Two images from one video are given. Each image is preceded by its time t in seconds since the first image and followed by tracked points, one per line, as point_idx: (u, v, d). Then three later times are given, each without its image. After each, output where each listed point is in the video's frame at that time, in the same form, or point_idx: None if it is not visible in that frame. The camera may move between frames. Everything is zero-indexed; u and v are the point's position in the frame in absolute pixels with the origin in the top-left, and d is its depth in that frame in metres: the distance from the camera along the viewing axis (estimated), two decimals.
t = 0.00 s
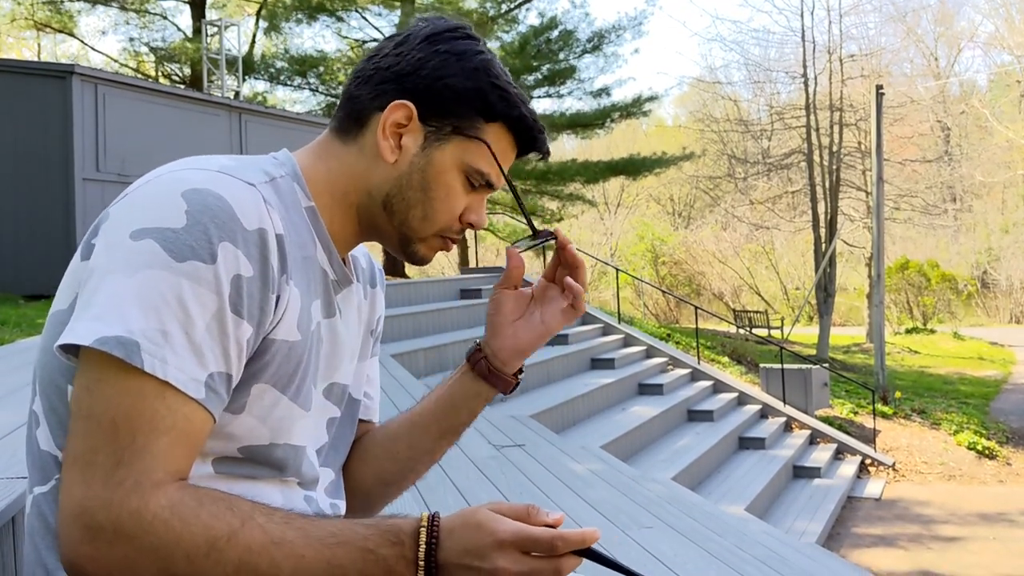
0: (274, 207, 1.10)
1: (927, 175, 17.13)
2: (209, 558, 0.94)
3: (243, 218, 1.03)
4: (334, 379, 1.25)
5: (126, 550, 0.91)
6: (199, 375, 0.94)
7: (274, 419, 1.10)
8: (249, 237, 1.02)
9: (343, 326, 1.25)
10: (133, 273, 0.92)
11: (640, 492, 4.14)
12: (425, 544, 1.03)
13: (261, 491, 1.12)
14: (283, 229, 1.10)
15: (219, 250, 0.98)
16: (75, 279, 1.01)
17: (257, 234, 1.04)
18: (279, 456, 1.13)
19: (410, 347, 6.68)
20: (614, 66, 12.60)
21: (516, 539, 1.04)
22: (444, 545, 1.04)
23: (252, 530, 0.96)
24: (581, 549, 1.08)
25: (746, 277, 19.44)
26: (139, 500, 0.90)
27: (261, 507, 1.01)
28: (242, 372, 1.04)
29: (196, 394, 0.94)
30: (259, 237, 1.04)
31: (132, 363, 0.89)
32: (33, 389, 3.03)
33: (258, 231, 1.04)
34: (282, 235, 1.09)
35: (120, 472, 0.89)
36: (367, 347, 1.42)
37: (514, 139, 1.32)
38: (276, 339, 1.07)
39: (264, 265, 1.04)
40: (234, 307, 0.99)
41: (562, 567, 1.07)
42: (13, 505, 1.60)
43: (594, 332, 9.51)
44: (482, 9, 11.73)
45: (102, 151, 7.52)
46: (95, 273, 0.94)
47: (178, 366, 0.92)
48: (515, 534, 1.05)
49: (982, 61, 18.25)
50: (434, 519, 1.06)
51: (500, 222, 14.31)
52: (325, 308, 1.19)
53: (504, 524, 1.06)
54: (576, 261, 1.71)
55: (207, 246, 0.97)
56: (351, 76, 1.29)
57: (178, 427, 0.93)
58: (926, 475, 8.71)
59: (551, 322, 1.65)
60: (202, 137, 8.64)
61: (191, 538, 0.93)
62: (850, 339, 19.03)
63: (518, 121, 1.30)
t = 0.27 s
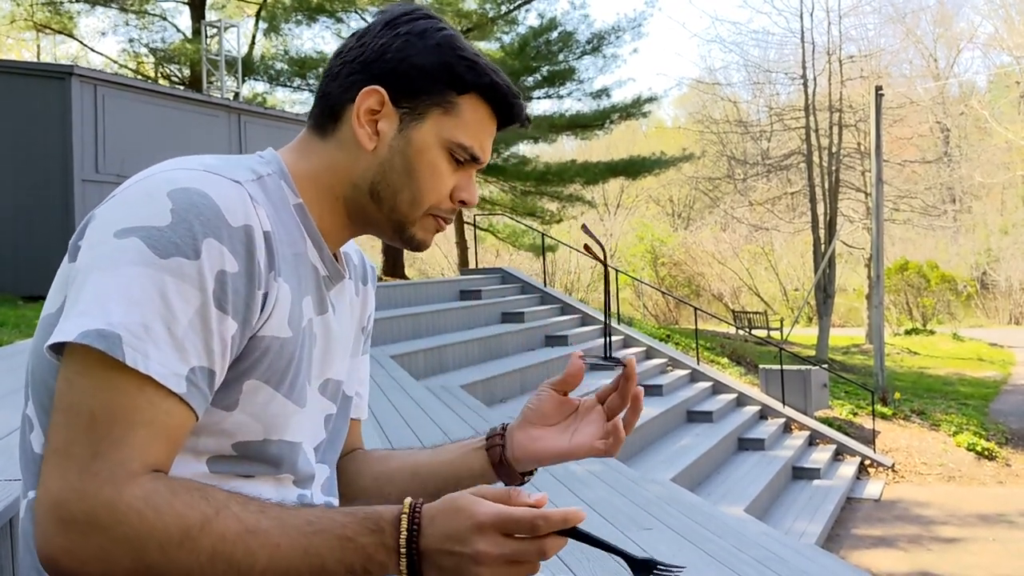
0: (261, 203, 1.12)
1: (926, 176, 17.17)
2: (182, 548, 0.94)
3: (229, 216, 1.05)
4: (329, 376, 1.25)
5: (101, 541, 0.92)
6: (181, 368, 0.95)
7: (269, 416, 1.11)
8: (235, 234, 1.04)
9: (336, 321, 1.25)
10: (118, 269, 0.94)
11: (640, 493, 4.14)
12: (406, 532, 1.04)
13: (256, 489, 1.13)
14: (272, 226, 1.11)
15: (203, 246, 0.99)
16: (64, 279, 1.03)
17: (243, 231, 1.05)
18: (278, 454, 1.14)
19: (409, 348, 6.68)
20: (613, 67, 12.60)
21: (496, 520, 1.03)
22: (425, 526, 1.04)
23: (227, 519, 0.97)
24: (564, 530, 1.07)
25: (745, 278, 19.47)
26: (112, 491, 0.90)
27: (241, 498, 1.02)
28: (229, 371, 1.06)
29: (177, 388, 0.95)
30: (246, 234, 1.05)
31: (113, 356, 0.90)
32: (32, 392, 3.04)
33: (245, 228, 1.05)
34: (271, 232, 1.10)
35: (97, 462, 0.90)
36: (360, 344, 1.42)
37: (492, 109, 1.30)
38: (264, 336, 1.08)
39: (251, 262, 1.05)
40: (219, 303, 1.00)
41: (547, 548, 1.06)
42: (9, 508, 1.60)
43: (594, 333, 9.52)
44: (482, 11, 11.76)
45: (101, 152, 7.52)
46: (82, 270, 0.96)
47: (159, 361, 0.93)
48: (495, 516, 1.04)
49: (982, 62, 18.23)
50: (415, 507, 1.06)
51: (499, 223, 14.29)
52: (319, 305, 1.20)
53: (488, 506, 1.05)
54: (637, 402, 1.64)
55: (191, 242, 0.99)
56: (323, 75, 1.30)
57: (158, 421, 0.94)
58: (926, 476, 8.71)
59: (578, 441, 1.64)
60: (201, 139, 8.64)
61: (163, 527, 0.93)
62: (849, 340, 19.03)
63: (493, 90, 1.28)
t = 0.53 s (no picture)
0: (243, 203, 1.15)
1: (922, 180, 17.25)
2: (158, 546, 0.97)
3: (210, 216, 1.08)
4: (321, 378, 1.27)
5: (78, 541, 0.94)
6: (161, 371, 0.98)
7: (259, 417, 1.13)
8: (216, 236, 1.07)
9: (327, 322, 1.29)
10: (99, 271, 0.96)
11: (636, 496, 4.14)
12: (389, 524, 1.06)
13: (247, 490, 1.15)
14: (254, 226, 1.15)
15: (183, 246, 1.02)
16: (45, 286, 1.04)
17: (225, 231, 1.09)
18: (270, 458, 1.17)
19: (406, 352, 6.68)
20: (610, 70, 12.62)
21: (474, 511, 1.04)
22: (407, 516, 1.06)
23: (203, 516, 1.00)
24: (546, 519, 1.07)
25: (743, 282, 19.50)
26: (85, 490, 0.91)
27: (218, 494, 1.05)
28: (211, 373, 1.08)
29: (156, 390, 0.97)
30: (227, 235, 1.09)
31: (93, 358, 0.92)
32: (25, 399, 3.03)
33: (226, 228, 1.09)
34: (253, 232, 1.14)
35: (73, 461, 0.92)
36: (356, 347, 1.44)
37: (473, 99, 1.31)
38: (247, 336, 1.10)
39: (233, 264, 1.08)
40: (199, 304, 1.03)
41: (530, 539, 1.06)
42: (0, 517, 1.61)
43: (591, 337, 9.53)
44: (479, 15, 11.81)
45: (97, 157, 7.51)
46: (63, 275, 0.98)
47: (138, 363, 0.95)
48: (472, 509, 1.04)
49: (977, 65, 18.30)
50: (400, 497, 1.08)
51: (497, 227, 14.26)
52: (309, 306, 1.24)
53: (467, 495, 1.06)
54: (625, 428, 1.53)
55: (171, 244, 1.01)
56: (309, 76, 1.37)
57: (136, 421, 0.96)
58: (923, 480, 8.72)
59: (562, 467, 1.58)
60: (197, 142, 8.63)
61: (137, 527, 0.95)
62: (847, 344, 19.03)
63: (468, 77, 1.29)
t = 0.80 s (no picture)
0: (247, 203, 1.13)
1: (922, 183, 17.17)
2: (135, 543, 0.88)
3: (211, 214, 1.05)
4: (330, 379, 1.25)
5: (59, 536, 0.87)
6: (157, 366, 0.93)
7: (263, 417, 1.10)
8: (217, 233, 1.04)
9: (336, 323, 1.26)
10: (99, 266, 0.93)
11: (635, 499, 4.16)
12: (368, 534, 0.94)
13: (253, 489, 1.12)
14: (258, 226, 1.12)
15: (181, 243, 0.99)
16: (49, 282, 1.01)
17: (226, 229, 1.06)
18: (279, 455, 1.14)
19: (406, 355, 6.68)
20: (609, 74, 12.62)
21: (450, 543, 0.91)
22: (385, 531, 0.94)
23: (182, 511, 0.90)
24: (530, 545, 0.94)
25: (741, 285, 19.54)
26: (69, 482, 0.86)
27: (200, 490, 0.95)
28: (210, 375, 1.05)
29: (150, 386, 0.92)
30: (228, 232, 1.06)
31: (89, 351, 0.88)
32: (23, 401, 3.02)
33: (227, 226, 1.06)
34: (257, 231, 1.12)
35: (59, 453, 0.86)
36: (372, 351, 1.41)
37: (453, 81, 1.20)
38: (248, 336, 1.07)
39: (233, 261, 1.05)
40: (197, 302, 0.99)
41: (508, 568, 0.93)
42: None
43: (590, 340, 9.54)
44: (478, 18, 11.81)
45: (97, 160, 7.52)
46: (63, 269, 0.95)
47: (134, 358, 0.91)
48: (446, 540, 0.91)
49: (976, 68, 18.34)
50: (382, 498, 0.96)
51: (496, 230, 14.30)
52: (315, 307, 1.21)
53: (447, 520, 0.93)
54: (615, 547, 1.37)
55: (169, 241, 0.98)
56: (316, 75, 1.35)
57: (126, 416, 0.91)
58: (922, 482, 8.72)
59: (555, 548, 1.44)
60: (196, 145, 8.65)
61: (115, 521, 0.87)
62: (845, 346, 19.07)
63: (442, 57, 1.18)
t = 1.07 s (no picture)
0: (248, 209, 1.05)
1: (922, 185, 16.98)
2: (107, 550, 0.82)
3: (210, 221, 0.98)
4: (331, 382, 1.17)
5: (32, 540, 0.82)
6: (150, 371, 0.88)
7: (262, 425, 1.03)
8: (215, 240, 0.97)
9: (338, 327, 1.19)
10: (94, 274, 0.87)
11: (635, 501, 4.15)
12: (344, 559, 0.89)
13: (251, 500, 1.06)
14: (259, 233, 1.04)
15: (178, 250, 0.92)
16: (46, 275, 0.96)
17: (224, 236, 0.98)
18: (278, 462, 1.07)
19: (406, 357, 6.67)
20: (609, 76, 12.61)
21: None
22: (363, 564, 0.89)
23: (155, 521, 0.84)
24: None
25: (742, 287, 19.52)
26: (46, 484, 0.81)
27: (177, 497, 0.89)
28: (202, 386, 0.97)
29: (142, 392, 0.87)
30: (227, 239, 0.98)
31: (80, 355, 0.83)
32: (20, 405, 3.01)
33: (226, 233, 0.98)
34: (257, 239, 1.03)
35: (38, 456, 0.82)
36: (371, 354, 1.33)
37: (420, 72, 1.09)
38: (245, 345, 1.00)
39: (230, 271, 0.97)
40: (191, 307, 0.92)
41: None
42: None
43: (590, 342, 9.53)
44: (478, 20, 11.82)
45: (97, 162, 7.52)
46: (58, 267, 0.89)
47: (126, 362, 0.85)
48: None
49: (976, 71, 18.35)
50: (362, 524, 0.92)
51: (496, 232, 14.32)
52: (317, 312, 1.13)
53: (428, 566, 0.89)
54: None
55: (165, 247, 0.91)
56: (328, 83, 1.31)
57: (112, 420, 0.86)
58: (923, 485, 8.70)
59: None
60: (196, 148, 8.65)
61: (88, 527, 0.82)
62: (845, 349, 19.06)
63: (407, 47, 1.08)
